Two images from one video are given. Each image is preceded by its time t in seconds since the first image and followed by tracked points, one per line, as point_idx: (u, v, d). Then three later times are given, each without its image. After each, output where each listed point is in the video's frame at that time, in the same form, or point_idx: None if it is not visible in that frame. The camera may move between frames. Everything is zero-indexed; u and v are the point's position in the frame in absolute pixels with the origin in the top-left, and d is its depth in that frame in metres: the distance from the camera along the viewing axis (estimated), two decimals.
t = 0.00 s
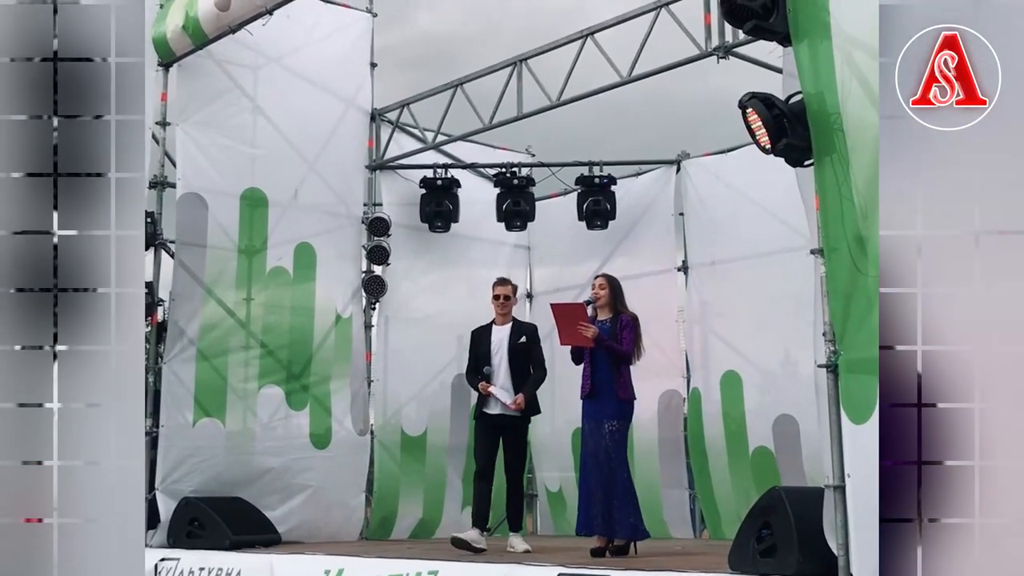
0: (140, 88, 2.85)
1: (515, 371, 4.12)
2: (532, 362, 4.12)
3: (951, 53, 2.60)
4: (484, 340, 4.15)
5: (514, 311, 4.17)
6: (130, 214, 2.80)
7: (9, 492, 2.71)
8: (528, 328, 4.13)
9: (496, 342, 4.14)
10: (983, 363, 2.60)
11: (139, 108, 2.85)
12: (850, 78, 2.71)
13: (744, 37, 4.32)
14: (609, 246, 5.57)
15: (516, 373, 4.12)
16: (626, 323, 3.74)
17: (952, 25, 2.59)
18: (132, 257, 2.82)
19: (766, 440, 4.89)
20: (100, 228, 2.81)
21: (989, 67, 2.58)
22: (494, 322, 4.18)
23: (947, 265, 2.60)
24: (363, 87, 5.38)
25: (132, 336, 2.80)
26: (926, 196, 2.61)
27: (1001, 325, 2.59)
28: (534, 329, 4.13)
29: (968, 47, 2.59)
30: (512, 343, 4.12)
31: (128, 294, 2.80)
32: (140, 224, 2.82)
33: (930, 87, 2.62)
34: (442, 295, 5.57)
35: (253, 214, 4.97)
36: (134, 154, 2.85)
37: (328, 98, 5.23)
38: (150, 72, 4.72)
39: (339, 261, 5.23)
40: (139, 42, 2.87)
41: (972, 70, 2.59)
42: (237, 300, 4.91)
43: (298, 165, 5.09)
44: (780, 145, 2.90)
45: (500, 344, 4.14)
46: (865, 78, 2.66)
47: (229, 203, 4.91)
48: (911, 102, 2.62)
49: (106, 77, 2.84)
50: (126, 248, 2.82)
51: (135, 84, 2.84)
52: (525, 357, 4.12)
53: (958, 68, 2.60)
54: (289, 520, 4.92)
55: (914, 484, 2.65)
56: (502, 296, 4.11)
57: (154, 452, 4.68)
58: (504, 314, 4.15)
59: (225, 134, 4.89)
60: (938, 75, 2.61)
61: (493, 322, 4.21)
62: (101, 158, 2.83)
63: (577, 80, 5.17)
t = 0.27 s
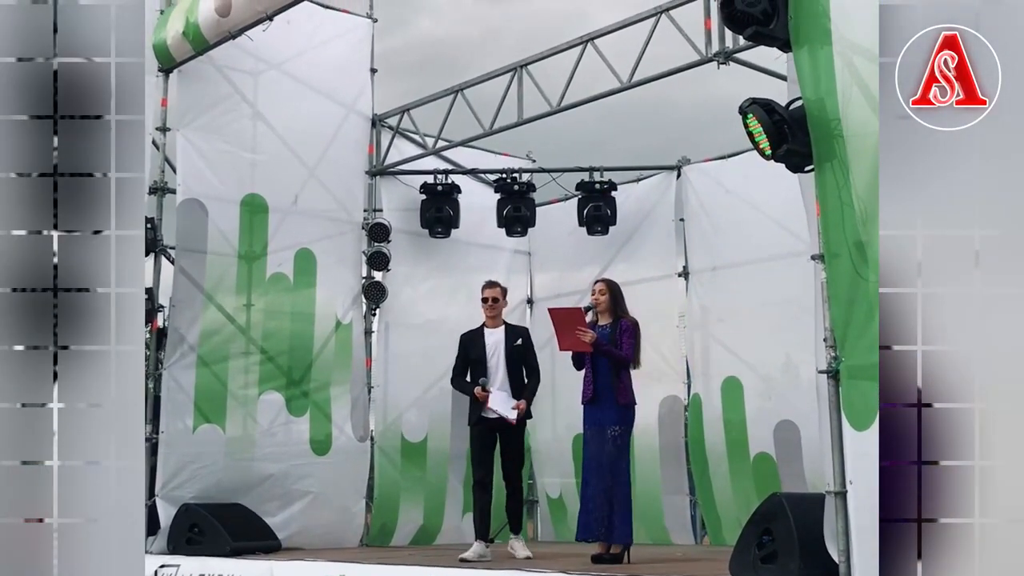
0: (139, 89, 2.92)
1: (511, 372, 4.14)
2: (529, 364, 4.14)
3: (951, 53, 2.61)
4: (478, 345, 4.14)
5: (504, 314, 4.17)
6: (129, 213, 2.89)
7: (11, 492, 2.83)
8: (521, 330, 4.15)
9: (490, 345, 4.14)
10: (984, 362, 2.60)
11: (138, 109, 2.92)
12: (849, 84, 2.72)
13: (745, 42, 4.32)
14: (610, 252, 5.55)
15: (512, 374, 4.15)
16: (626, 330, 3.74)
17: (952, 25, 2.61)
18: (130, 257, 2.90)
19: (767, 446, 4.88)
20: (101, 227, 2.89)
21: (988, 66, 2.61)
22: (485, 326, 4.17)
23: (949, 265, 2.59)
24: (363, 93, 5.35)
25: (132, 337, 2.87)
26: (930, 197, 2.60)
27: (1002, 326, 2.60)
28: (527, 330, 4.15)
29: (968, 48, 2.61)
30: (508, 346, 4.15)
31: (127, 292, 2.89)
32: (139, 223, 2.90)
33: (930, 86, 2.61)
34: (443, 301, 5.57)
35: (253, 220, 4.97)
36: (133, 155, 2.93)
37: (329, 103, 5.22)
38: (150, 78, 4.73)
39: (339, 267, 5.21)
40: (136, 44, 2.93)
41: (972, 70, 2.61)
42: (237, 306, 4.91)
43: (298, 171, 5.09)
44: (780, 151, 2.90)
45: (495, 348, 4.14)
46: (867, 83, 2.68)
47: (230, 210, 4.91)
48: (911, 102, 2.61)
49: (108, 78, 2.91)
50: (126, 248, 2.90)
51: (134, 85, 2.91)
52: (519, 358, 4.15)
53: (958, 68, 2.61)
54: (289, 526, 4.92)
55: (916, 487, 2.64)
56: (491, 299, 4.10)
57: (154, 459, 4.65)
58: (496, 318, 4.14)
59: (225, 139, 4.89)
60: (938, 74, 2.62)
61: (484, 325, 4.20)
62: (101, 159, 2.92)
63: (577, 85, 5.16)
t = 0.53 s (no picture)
0: (139, 88, 2.90)
1: (503, 372, 4.15)
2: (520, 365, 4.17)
3: (951, 53, 2.61)
4: (469, 345, 4.14)
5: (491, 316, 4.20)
6: (129, 213, 2.87)
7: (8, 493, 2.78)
8: (511, 331, 4.18)
9: (480, 346, 4.15)
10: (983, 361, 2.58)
11: (139, 108, 2.90)
12: (848, 89, 2.73)
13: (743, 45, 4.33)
14: (608, 255, 5.55)
15: (503, 374, 4.15)
16: (626, 331, 3.74)
17: (953, 25, 2.61)
18: (130, 259, 2.86)
19: (766, 449, 4.87)
20: (101, 227, 2.87)
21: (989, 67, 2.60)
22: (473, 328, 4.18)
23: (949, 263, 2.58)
24: (363, 96, 5.36)
25: (132, 337, 2.85)
26: (929, 199, 2.60)
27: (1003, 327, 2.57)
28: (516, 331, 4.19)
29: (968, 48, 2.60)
30: (500, 347, 4.16)
31: (127, 291, 2.86)
32: (139, 223, 2.87)
33: (930, 86, 2.62)
34: (441, 304, 5.57)
35: (252, 224, 4.97)
36: (133, 155, 2.90)
37: (328, 107, 5.22)
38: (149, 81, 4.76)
39: (338, 270, 5.21)
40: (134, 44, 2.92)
41: (972, 70, 2.60)
42: (235, 309, 4.91)
43: (297, 174, 5.09)
44: (778, 153, 2.91)
45: (486, 348, 4.15)
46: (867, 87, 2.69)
47: (228, 213, 4.91)
48: (911, 102, 2.62)
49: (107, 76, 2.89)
50: (126, 248, 2.87)
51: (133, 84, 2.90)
52: (509, 359, 4.17)
53: (958, 68, 2.61)
54: (289, 530, 4.91)
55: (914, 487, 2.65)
56: (476, 301, 4.10)
57: (152, 462, 4.68)
58: (483, 319, 4.16)
59: (223, 142, 4.89)
60: (938, 74, 2.62)
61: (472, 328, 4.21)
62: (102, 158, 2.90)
63: (575, 88, 5.16)
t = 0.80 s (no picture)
0: (139, 89, 2.89)
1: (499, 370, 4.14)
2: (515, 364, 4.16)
3: (951, 53, 2.61)
4: (463, 344, 4.13)
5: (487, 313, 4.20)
6: (129, 213, 2.85)
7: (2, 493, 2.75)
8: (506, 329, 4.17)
9: (475, 344, 4.14)
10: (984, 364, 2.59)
11: (139, 108, 2.89)
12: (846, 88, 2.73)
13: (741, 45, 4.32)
14: (607, 254, 5.55)
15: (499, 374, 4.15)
16: (624, 331, 3.73)
17: (952, 24, 2.61)
18: (130, 258, 2.84)
19: (764, 449, 4.88)
20: (101, 228, 2.85)
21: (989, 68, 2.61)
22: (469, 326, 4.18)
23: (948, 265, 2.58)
24: (361, 95, 5.37)
25: (132, 337, 2.84)
26: (928, 199, 2.59)
27: (1002, 326, 2.58)
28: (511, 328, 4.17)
29: (968, 48, 2.61)
30: (494, 345, 4.14)
31: (128, 292, 2.85)
32: (139, 223, 2.85)
33: (930, 86, 2.62)
34: (440, 304, 5.57)
35: (250, 224, 4.97)
36: (134, 156, 2.89)
37: (325, 106, 5.22)
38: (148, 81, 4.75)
39: (337, 270, 5.21)
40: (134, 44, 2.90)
41: (972, 70, 2.61)
42: (234, 309, 4.91)
43: (295, 174, 5.09)
44: (776, 153, 2.91)
45: (481, 346, 4.14)
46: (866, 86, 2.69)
47: (227, 213, 4.91)
48: (911, 102, 2.62)
49: (108, 77, 2.87)
50: (127, 249, 2.84)
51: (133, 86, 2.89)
52: (505, 357, 4.16)
53: (958, 68, 2.61)
54: (288, 530, 4.91)
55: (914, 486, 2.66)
56: (470, 298, 4.12)
57: (151, 462, 4.67)
58: (479, 317, 4.16)
59: (222, 143, 4.90)
60: (938, 75, 2.62)
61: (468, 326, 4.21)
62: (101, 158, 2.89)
63: (573, 87, 5.16)
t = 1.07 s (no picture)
0: (136, 89, 3.23)
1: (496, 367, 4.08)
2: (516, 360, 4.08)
3: (951, 53, 2.64)
4: (463, 343, 4.11)
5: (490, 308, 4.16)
6: (127, 211, 3.20)
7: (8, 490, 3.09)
8: (507, 325, 4.10)
9: (474, 340, 4.11)
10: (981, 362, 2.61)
11: (135, 110, 3.22)
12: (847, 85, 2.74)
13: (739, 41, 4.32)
14: (604, 251, 5.56)
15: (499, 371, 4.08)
16: (618, 328, 3.72)
17: (952, 25, 2.64)
18: (129, 256, 3.20)
19: (762, 445, 4.89)
20: (99, 228, 3.19)
21: (988, 67, 2.64)
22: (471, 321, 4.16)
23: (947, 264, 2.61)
24: (358, 93, 5.39)
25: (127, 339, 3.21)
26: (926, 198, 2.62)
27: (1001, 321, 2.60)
28: (512, 326, 4.10)
29: (968, 48, 2.64)
30: (493, 341, 4.08)
31: (127, 294, 3.20)
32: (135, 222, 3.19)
33: (930, 86, 2.65)
34: (438, 302, 5.58)
35: (247, 221, 4.97)
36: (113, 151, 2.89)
37: (322, 104, 5.23)
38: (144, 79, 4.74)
39: (334, 268, 5.22)
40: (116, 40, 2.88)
41: (972, 70, 2.64)
42: (231, 307, 4.91)
43: (293, 171, 5.09)
44: (773, 149, 2.88)
45: (481, 343, 4.10)
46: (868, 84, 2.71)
47: (223, 211, 4.91)
48: (911, 102, 2.65)
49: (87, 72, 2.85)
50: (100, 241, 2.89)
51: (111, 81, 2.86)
52: (507, 351, 4.08)
53: (958, 68, 2.64)
54: (285, 527, 4.91)
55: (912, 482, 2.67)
56: (469, 293, 4.12)
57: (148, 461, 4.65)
58: (481, 312, 4.14)
59: (219, 140, 4.89)
60: (939, 74, 2.65)
61: (470, 322, 4.18)
62: (103, 161, 3.22)
63: (571, 85, 5.15)
